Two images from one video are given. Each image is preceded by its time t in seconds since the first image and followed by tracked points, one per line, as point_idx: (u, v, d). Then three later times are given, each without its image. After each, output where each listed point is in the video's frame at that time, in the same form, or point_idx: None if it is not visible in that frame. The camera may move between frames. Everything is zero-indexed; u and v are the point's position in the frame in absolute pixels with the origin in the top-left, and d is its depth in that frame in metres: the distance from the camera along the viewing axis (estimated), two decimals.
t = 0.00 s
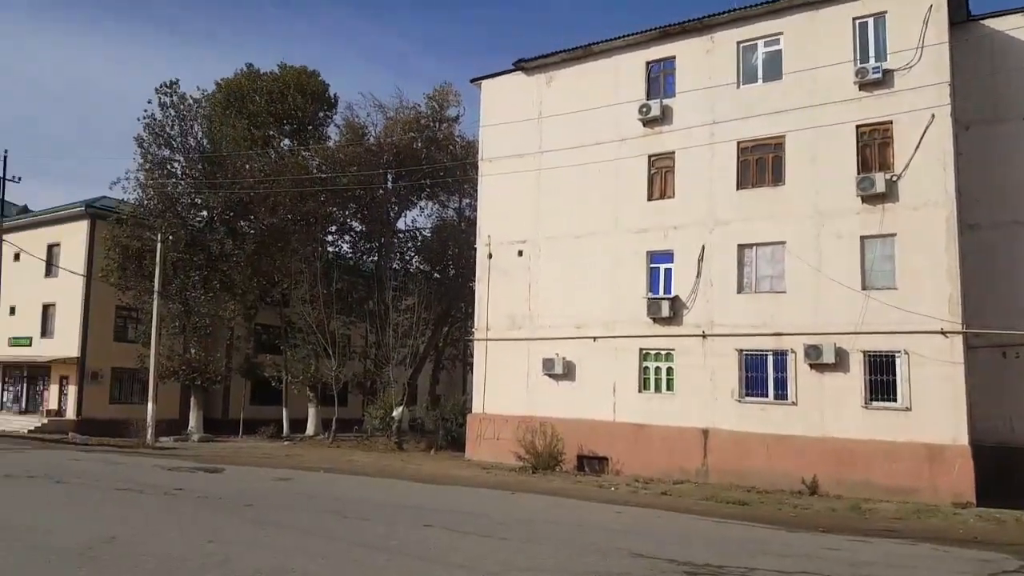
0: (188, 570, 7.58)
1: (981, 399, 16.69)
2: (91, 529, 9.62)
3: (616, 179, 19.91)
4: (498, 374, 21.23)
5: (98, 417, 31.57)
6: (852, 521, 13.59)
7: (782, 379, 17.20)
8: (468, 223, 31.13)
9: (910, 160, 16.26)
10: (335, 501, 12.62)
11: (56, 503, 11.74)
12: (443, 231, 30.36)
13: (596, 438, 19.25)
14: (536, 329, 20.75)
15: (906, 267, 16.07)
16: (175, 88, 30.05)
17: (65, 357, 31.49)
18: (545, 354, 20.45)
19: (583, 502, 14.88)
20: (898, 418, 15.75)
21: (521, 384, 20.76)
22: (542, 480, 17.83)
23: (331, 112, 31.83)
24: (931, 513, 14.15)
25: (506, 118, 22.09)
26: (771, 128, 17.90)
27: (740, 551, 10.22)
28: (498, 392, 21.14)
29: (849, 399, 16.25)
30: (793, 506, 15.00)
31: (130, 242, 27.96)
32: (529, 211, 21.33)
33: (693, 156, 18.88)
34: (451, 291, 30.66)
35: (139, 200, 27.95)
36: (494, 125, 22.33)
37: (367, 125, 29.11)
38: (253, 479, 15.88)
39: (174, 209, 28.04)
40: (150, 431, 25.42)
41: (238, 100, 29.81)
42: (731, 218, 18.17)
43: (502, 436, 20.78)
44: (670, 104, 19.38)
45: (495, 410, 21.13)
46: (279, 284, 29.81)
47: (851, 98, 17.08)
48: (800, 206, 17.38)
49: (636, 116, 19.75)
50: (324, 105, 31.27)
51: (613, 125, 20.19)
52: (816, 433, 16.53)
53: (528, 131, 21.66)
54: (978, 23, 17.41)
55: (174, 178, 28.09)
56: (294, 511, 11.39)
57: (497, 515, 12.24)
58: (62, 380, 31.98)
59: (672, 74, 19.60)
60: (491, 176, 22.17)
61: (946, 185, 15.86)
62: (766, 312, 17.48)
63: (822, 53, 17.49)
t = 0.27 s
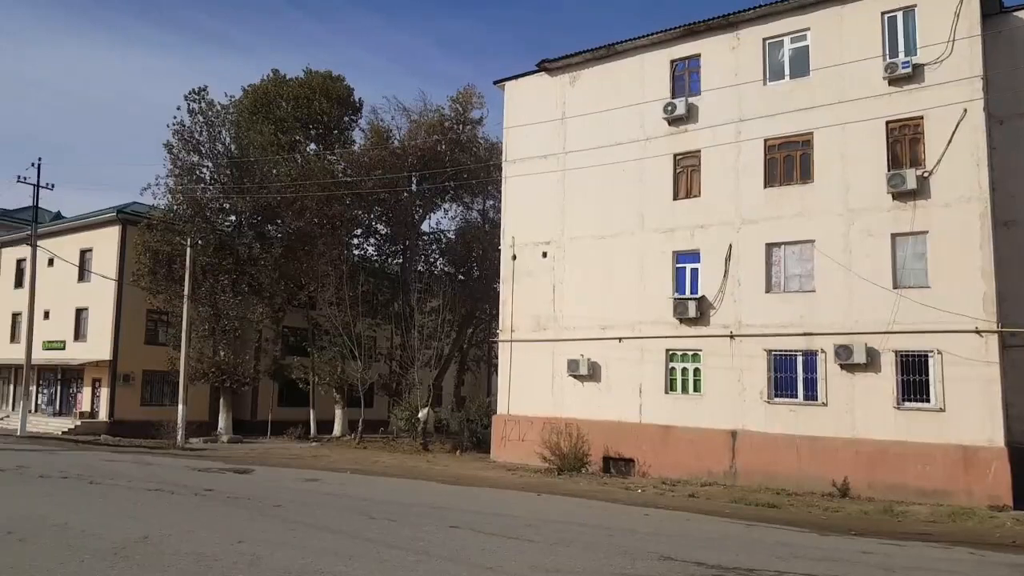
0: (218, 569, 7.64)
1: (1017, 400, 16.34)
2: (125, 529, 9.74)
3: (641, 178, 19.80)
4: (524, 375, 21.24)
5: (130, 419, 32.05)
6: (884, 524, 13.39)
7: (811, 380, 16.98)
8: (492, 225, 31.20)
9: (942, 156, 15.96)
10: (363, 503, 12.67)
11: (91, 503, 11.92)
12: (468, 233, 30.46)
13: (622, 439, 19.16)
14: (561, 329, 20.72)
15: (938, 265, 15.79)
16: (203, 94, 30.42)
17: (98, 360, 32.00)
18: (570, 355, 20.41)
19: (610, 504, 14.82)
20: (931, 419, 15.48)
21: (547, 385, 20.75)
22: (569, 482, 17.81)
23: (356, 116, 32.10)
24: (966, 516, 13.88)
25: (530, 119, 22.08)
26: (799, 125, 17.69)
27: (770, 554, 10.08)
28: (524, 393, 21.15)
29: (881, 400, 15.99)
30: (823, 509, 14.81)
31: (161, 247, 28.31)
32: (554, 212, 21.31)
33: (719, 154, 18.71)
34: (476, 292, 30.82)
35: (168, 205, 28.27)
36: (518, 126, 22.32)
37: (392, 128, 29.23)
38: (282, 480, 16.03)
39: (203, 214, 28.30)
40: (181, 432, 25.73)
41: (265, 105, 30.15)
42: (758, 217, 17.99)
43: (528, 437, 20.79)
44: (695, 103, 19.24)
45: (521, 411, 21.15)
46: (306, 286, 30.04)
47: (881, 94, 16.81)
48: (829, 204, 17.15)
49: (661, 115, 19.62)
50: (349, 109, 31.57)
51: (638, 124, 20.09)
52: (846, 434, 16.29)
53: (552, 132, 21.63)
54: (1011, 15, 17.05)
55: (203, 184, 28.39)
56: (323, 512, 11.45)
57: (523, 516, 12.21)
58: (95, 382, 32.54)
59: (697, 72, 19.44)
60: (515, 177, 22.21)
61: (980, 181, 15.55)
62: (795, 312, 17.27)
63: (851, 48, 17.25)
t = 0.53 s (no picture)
0: (251, 569, 7.70)
1: None
2: (159, 529, 9.88)
3: (667, 178, 19.68)
4: (551, 377, 21.23)
5: (164, 420, 32.54)
6: (920, 527, 13.16)
7: (843, 380, 16.75)
8: (517, 225, 31.24)
9: (977, 152, 15.66)
10: (392, 503, 12.74)
11: (126, 502, 12.09)
12: (493, 234, 30.53)
13: (651, 441, 19.06)
14: (587, 330, 20.67)
15: (973, 263, 15.49)
16: (231, 99, 30.79)
17: (131, 362, 32.52)
18: (597, 356, 20.35)
19: (639, 506, 14.75)
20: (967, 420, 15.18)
21: (574, 386, 20.71)
22: (597, 483, 17.75)
23: (382, 119, 32.36)
24: (1005, 519, 13.59)
25: (555, 120, 22.06)
26: (828, 122, 17.46)
27: (802, 557, 9.94)
28: (551, 394, 21.14)
29: (915, 401, 15.72)
30: (857, 512, 14.60)
31: (191, 250, 28.73)
32: (579, 212, 21.27)
33: (747, 153, 18.52)
34: (501, 293, 30.90)
35: (199, 210, 28.68)
36: (543, 127, 22.30)
37: (417, 131, 29.37)
38: (312, 480, 16.16)
39: (232, 218, 28.66)
40: (213, 433, 26.07)
41: (292, 109, 30.49)
42: (787, 216, 17.80)
43: (555, 438, 20.77)
44: (722, 101, 19.08)
45: (548, 413, 21.14)
46: (333, 289, 30.35)
47: (912, 89, 16.53)
48: (860, 201, 16.90)
49: (687, 114, 19.49)
50: (374, 113, 31.88)
51: (663, 124, 19.97)
52: (880, 436, 16.04)
53: (577, 132, 21.58)
54: None
55: (232, 188, 28.73)
56: (353, 512, 11.52)
57: (551, 517, 12.19)
58: (128, 384, 33.09)
59: (724, 70, 19.28)
60: (540, 178, 22.22)
61: (1016, 176, 15.22)
62: (826, 311, 17.05)
63: (881, 43, 16.98)
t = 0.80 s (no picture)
0: (280, 568, 7.71)
1: None
2: (191, 527, 9.96)
3: (697, 176, 19.48)
4: (578, 378, 21.12)
5: (196, 421, 32.95)
6: (957, 530, 12.85)
7: (878, 381, 16.42)
8: (544, 226, 31.16)
9: (1017, 147, 15.28)
10: (420, 504, 12.72)
11: (159, 502, 12.22)
12: (520, 235, 30.49)
13: (679, 442, 18.87)
14: (615, 331, 20.53)
15: (1013, 260, 15.11)
16: (262, 103, 31.14)
17: (164, 364, 32.99)
18: (625, 357, 20.20)
19: (668, 508, 14.60)
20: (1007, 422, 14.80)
21: (602, 388, 20.58)
22: (625, 485, 17.61)
23: (410, 121, 32.49)
24: None
25: (582, 119, 21.95)
26: (862, 118, 17.15)
27: (835, 560, 9.74)
28: (579, 396, 21.03)
29: (953, 402, 15.37)
30: (892, 514, 14.31)
31: (223, 254, 29.10)
32: (607, 212, 21.14)
33: (779, 150, 18.27)
34: (529, 294, 30.87)
35: (230, 214, 29.01)
36: (571, 127, 22.21)
37: (445, 133, 29.37)
38: (341, 480, 16.23)
39: (263, 221, 28.98)
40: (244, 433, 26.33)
41: (321, 113, 30.75)
42: (820, 214, 17.52)
43: (583, 439, 20.66)
44: (753, 98, 18.85)
45: (576, 414, 21.03)
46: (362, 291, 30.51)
47: (949, 83, 16.18)
48: (895, 198, 16.57)
49: (717, 111, 19.28)
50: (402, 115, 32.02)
51: (692, 122, 19.78)
52: (915, 437, 15.70)
53: (605, 131, 21.46)
54: None
55: (263, 192, 29.05)
56: (382, 513, 11.53)
57: (580, 519, 12.09)
58: (161, 385, 33.56)
59: (755, 67, 19.04)
60: (568, 178, 22.12)
61: None
62: (859, 310, 16.75)
63: (917, 37, 16.64)
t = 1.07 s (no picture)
0: (305, 568, 7.74)
1: None
2: (216, 528, 10.03)
3: (719, 174, 19.32)
4: (601, 378, 21.03)
5: (221, 422, 33.26)
6: (987, 531, 12.61)
7: (906, 380, 16.15)
8: (565, 226, 31.09)
9: None
10: (444, 504, 12.73)
11: (185, 503, 12.34)
12: (541, 235, 30.46)
13: (703, 443, 18.72)
14: (638, 331, 20.42)
15: None
16: (285, 108, 31.36)
17: (190, 366, 33.34)
18: (648, 357, 20.08)
19: (692, 508, 14.47)
20: None
21: (625, 388, 20.48)
22: (648, 486, 17.50)
23: (430, 123, 32.59)
24: None
25: (603, 119, 21.86)
26: (888, 113, 16.89)
27: (863, 562, 9.58)
28: (601, 396, 20.94)
29: (983, 401, 15.08)
30: (920, 514, 14.08)
31: (247, 257, 29.32)
32: (628, 212, 21.04)
33: (804, 146, 18.07)
34: (550, 295, 30.83)
35: (254, 218, 29.19)
36: (592, 126, 22.12)
37: (465, 134, 29.42)
38: (364, 481, 16.29)
39: (286, 225, 29.06)
40: (269, 435, 26.50)
41: (342, 116, 30.93)
42: (845, 211, 17.29)
43: (605, 440, 20.58)
44: (777, 95, 18.65)
45: (598, 415, 20.94)
46: (384, 293, 30.56)
47: (978, 76, 15.89)
48: (923, 194, 16.31)
49: (740, 108, 19.10)
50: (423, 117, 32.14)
51: (714, 120, 19.62)
52: (945, 436, 15.43)
53: (626, 130, 21.35)
54: None
55: (286, 196, 29.19)
56: (405, 513, 11.54)
57: (603, 520, 12.01)
58: (187, 387, 33.92)
59: (779, 63, 18.84)
60: (588, 178, 22.05)
61: None
62: (887, 308, 16.49)
63: (945, 29, 16.36)
